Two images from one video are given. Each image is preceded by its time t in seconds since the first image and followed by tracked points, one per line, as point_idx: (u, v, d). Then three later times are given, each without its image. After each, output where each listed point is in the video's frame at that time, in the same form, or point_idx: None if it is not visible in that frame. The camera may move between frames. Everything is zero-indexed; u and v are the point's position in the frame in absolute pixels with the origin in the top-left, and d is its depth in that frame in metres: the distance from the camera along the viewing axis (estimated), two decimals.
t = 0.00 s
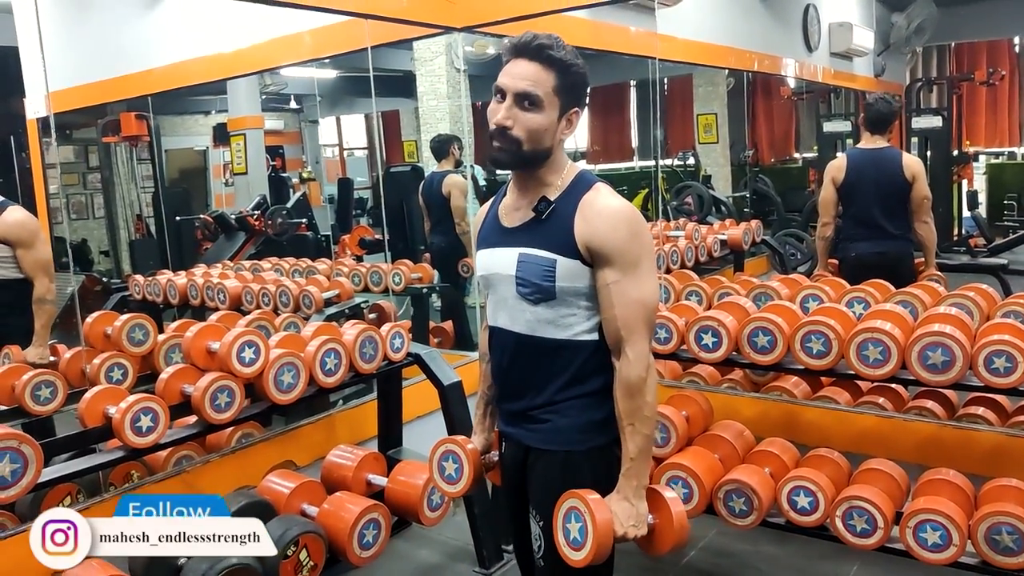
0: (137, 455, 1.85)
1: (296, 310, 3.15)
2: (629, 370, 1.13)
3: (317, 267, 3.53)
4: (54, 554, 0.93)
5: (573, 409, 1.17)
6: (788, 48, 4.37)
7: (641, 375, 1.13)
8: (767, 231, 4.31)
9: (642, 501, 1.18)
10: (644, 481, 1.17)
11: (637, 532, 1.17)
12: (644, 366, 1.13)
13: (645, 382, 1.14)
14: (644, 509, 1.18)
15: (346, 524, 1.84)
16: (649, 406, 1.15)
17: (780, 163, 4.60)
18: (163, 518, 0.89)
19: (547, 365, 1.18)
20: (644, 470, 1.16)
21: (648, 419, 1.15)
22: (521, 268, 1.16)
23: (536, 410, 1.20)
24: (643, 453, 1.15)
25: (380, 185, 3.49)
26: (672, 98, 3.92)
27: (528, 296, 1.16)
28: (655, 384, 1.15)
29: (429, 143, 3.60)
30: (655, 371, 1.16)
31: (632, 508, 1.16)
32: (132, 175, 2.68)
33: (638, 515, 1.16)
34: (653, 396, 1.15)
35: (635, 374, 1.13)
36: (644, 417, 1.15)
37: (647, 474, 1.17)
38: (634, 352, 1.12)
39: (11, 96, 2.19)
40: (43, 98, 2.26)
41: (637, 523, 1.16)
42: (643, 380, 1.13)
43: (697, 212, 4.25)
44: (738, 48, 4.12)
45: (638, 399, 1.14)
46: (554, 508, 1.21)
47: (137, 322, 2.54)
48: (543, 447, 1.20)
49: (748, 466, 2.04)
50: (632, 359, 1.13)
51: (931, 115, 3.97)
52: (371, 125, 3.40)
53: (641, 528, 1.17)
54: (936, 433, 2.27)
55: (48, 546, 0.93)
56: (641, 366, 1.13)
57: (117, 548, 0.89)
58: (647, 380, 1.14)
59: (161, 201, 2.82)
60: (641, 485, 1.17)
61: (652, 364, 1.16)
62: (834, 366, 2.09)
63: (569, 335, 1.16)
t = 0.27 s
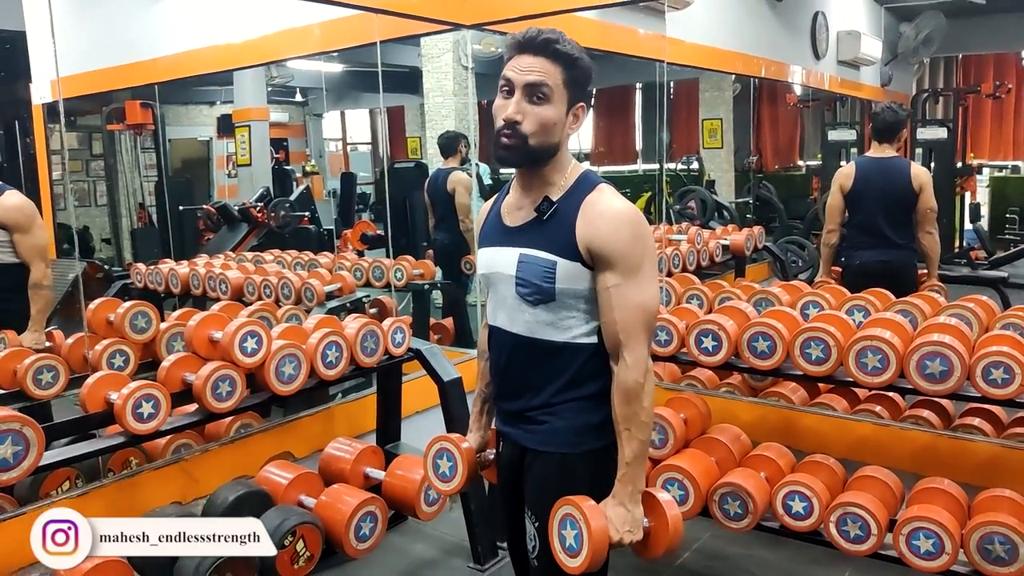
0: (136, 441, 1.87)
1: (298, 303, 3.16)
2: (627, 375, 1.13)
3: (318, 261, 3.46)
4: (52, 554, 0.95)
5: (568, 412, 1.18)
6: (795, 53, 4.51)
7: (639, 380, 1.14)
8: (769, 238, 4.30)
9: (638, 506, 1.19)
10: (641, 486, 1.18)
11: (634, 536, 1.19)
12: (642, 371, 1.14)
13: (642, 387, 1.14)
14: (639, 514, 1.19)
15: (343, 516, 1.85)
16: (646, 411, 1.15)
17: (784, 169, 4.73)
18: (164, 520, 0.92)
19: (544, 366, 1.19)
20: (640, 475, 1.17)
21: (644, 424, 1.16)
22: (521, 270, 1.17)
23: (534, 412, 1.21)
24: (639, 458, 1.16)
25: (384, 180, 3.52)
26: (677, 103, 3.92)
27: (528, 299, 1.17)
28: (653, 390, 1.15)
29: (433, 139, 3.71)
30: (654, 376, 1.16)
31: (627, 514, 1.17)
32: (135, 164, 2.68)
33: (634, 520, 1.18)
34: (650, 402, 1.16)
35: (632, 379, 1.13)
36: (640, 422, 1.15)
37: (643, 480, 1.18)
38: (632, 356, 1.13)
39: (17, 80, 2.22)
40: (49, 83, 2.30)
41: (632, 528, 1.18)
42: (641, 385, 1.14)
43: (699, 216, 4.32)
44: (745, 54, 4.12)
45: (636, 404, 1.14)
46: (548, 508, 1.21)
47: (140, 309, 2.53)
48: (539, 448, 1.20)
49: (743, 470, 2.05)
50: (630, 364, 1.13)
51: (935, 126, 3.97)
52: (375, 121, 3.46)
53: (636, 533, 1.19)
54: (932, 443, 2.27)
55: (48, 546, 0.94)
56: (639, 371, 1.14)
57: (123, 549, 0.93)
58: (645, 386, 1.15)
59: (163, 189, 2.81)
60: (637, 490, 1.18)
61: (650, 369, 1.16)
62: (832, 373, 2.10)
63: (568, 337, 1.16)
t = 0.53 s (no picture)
0: (138, 439, 1.87)
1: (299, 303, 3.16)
2: (631, 384, 1.13)
3: (320, 261, 3.49)
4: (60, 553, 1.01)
5: (570, 421, 1.18)
6: (798, 59, 4.42)
7: (643, 390, 1.14)
8: (769, 244, 4.30)
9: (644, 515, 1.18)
10: (646, 495, 1.17)
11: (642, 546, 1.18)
12: (646, 381, 1.14)
13: (646, 396, 1.15)
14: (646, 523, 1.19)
15: (342, 517, 1.85)
16: (650, 420, 1.16)
17: (785, 176, 4.61)
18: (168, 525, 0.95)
19: (545, 373, 1.19)
20: (646, 484, 1.17)
21: (648, 433, 1.16)
22: (523, 278, 1.16)
23: (535, 420, 1.21)
24: (644, 467, 1.16)
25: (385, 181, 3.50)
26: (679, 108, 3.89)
27: (529, 306, 1.16)
28: (657, 398, 1.16)
29: (435, 142, 3.62)
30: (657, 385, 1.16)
31: (634, 524, 1.17)
32: (138, 162, 2.69)
33: (641, 529, 1.17)
34: (654, 410, 1.16)
35: (636, 389, 1.14)
36: (645, 431, 1.16)
37: (649, 488, 1.18)
38: (636, 365, 1.13)
39: (20, 79, 2.30)
40: (53, 81, 2.31)
41: (639, 538, 1.17)
42: (645, 394, 1.14)
43: (700, 221, 4.28)
44: (746, 60, 4.08)
45: (640, 414, 1.14)
46: (548, 519, 1.21)
47: (141, 308, 2.53)
48: (539, 457, 1.20)
49: (743, 475, 2.05)
50: (634, 373, 1.13)
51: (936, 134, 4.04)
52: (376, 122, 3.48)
53: (643, 543, 1.18)
54: (930, 450, 2.28)
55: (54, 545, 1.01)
56: (643, 380, 1.14)
57: (129, 543, 0.95)
58: (649, 395, 1.15)
59: (164, 188, 2.81)
60: (644, 499, 1.17)
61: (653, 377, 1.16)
62: (832, 380, 2.11)
63: (570, 345, 1.17)
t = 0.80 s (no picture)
0: (140, 432, 1.88)
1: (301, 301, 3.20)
2: (635, 390, 1.13)
3: (323, 259, 3.50)
4: None
5: (571, 428, 1.18)
6: (801, 67, 4.36)
7: (647, 396, 1.13)
8: (771, 250, 4.32)
9: (650, 522, 1.18)
10: (652, 502, 1.17)
11: (647, 554, 1.18)
12: (651, 386, 1.14)
13: (651, 402, 1.14)
14: (652, 530, 1.18)
15: (341, 514, 1.85)
16: (654, 427, 1.15)
17: (789, 183, 4.62)
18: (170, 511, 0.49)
19: (547, 378, 1.19)
20: (650, 491, 1.17)
21: (653, 439, 1.15)
22: (529, 278, 1.17)
23: (536, 426, 1.21)
24: (649, 474, 1.16)
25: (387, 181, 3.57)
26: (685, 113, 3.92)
27: (535, 311, 1.17)
28: (660, 405, 1.15)
29: (440, 142, 3.62)
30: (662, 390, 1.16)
31: (640, 532, 1.16)
32: (141, 156, 2.62)
33: (646, 537, 1.16)
34: (659, 417, 1.15)
35: (641, 395, 1.13)
36: (649, 438, 1.15)
37: (654, 494, 1.17)
38: (641, 370, 1.13)
39: (28, 71, 2.32)
40: (61, 75, 2.37)
41: (645, 546, 1.16)
42: (649, 401, 1.14)
43: (703, 226, 4.37)
44: (754, 66, 4.09)
45: (644, 420, 1.14)
46: (548, 527, 1.20)
47: (145, 302, 2.54)
48: (539, 464, 1.20)
49: (741, 481, 2.05)
50: (639, 379, 1.13)
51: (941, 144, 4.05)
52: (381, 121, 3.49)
53: (649, 551, 1.17)
54: (929, 459, 2.27)
55: None
56: (648, 386, 1.13)
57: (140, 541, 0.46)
58: (653, 401, 1.15)
59: (171, 183, 2.76)
60: (649, 506, 1.17)
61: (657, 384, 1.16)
62: (833, 387, 2.11)
63: (575, 350, 1.17)
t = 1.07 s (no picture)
0: (141, 428, 1.87)
1: (303, 300, 3.13)
2: (635, 393, 1.13)
3: (325, 258, 3.51)
4: (162, 551, 1.59)
5: (569, 433, 1.17)
6: (807, 69, 4.31)
7: (647, 400, 1.13)
8: (775, 255, 4.36)
9: (651, 527, 1.17)
10: (653, 508, 1.16)
11: (648, 560, 1.17)
12: (650, 390, 1.13)
13: (650, 406, 1.14)
14: (653, 536, 1.17)
15: (341, 512, 1.85)
16: (654, 432, 1.15)
17: (794, 188, 4.70)
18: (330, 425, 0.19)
19: (548, 380, 1.19)
20: (651, 495, 1.16)
21: (652, 444, 1.15)
22: (531, 280, 1.17)
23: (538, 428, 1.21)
24: (649, 479, 1.15)
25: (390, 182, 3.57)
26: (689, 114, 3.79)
27: (539, 314, 1.17)
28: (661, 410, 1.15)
29: (444, 142, 3.56)
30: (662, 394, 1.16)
31: (640, 537, 1.15)
32: (146, 155, 2.66)
33: (647, 543, 1.16)
34: (658, 422, 1.15)
35: (641, 399, 1.13)
36: (648, 443, 1.15)
37: (655, 499, 1.17)
38: (641, 374, 1.13)
39: (34, 67, 2.29)
40: (67, 71, 2.37)
41: (647, 551, 1.16)
42: (649, 405, 1.14)
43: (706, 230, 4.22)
44: (757, 70, 4.08)
45: (644, 425, 1.14)
46: (549, 529, 1.20)
47: (148, 298, 2.52)
48: (537, 469, 1.19)
49: (741, 484, 2.05)
50: (639, 382, 1.13)
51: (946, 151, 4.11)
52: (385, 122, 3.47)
53: (650, 557, 1.17)
54: (933, 466, 2.26)
55: (157, 545, 1.59)
56: (648, 390, 1.13)
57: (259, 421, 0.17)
58: (653, 405, 1.15)
59: (175, 181, 2.78)
60: (649, 510, 1.16)
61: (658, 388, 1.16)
62: (834, 392, 2.11)
63: (576, 353, 1.17)
